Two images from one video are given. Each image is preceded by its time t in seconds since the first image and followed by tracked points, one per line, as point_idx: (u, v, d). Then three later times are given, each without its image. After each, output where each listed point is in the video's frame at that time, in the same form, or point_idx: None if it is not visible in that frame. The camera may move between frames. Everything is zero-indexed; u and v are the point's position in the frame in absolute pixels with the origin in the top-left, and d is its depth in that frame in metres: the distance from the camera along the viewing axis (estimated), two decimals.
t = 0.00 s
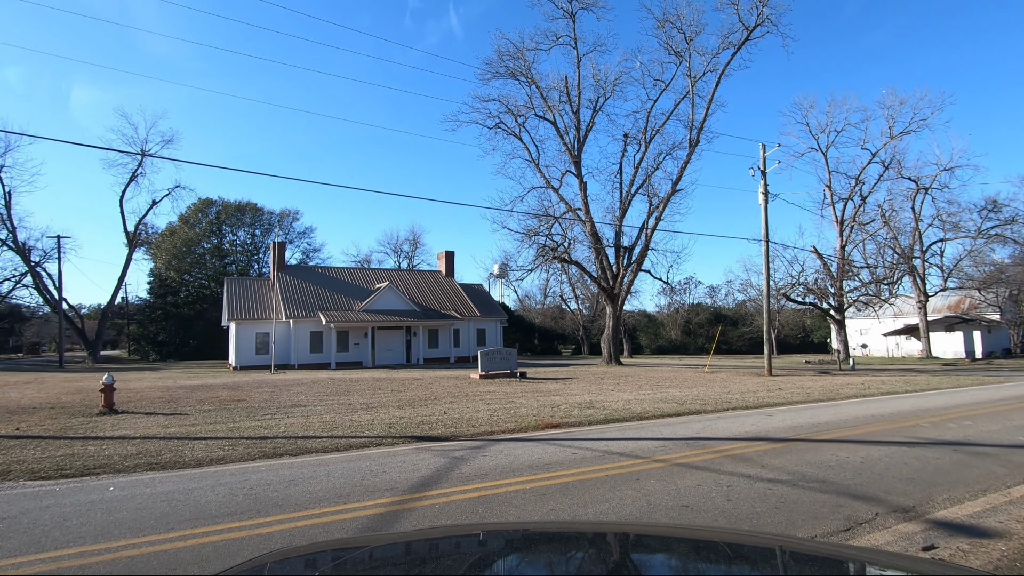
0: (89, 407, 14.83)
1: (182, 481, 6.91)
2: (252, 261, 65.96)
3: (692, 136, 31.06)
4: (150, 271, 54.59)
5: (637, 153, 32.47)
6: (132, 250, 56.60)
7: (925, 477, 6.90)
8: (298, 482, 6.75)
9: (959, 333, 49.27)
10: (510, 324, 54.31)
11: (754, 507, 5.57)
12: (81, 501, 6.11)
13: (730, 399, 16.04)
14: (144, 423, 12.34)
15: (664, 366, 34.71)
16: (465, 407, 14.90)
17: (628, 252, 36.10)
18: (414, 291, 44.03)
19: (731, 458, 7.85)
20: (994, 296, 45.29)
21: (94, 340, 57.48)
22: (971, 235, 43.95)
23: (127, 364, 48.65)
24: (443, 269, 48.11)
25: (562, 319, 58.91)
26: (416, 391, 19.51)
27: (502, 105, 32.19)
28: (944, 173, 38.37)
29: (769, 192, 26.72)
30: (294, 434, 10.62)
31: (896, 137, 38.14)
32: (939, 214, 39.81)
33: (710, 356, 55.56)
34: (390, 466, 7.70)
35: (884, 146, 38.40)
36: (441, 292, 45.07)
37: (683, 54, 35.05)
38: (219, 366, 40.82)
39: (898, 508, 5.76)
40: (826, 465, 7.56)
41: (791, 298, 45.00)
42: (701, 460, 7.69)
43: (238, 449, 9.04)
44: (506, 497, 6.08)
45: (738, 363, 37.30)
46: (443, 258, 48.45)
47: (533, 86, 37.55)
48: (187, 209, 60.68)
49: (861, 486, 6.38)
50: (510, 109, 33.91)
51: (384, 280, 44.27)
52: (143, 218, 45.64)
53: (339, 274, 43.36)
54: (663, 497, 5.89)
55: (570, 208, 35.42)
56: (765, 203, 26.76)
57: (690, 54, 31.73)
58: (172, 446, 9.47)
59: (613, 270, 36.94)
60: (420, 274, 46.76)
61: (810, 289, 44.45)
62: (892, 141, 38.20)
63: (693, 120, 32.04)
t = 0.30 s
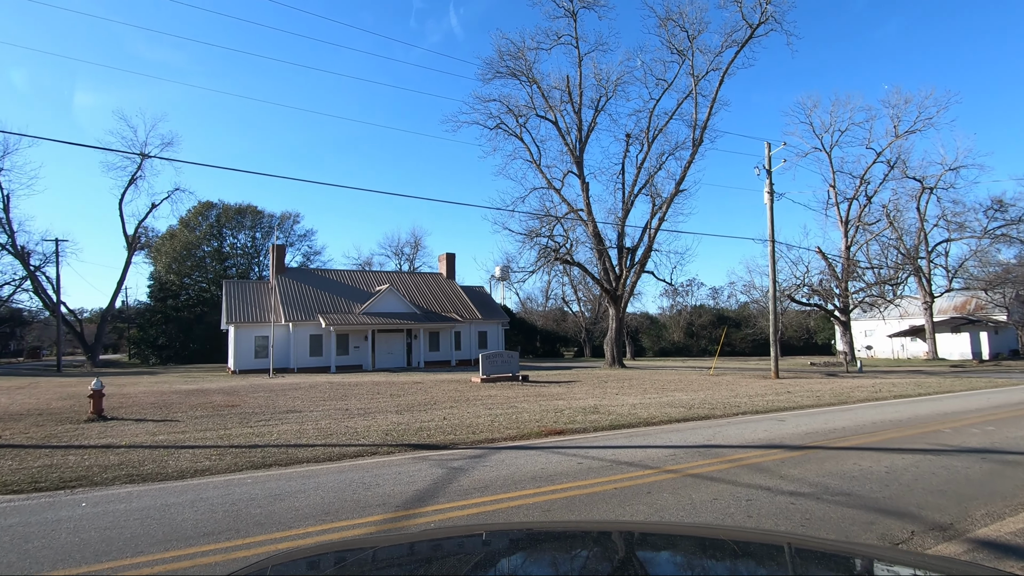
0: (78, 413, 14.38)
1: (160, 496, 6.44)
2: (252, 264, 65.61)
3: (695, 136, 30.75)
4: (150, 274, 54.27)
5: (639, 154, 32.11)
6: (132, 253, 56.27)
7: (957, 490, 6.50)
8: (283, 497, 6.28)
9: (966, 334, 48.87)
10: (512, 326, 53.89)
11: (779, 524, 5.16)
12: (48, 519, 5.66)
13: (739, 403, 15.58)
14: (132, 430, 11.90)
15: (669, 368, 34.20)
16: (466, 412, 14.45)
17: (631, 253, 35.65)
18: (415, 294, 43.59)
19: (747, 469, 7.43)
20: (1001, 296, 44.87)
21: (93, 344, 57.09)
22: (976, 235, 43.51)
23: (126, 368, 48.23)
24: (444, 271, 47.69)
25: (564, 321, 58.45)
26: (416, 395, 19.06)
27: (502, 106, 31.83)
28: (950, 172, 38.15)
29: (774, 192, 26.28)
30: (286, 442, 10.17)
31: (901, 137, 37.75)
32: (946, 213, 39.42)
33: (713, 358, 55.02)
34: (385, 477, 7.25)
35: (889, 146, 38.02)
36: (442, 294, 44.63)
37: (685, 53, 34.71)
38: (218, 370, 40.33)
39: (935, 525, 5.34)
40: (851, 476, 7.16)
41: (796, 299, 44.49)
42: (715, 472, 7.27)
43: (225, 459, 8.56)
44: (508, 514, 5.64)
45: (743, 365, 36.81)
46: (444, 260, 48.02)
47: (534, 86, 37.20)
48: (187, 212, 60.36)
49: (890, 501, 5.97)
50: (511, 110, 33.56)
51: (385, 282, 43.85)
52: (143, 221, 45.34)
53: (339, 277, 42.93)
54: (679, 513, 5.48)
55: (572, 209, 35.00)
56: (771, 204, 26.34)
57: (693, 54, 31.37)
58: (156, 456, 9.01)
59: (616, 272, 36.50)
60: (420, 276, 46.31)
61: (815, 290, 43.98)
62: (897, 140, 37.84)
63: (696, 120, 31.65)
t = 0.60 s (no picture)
0: (63, 416, 13.86)
1: (130, 509, 5.92)
2: (252, 265, 65.12)
3: (700, 135, 30.27)
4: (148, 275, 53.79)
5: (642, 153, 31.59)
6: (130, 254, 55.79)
7: (998, 506, 6.01)
8: (262, 512, 5.74)
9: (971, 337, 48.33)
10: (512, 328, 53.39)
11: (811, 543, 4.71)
12: (2, 535, 5.12)
13: (748, 407, 15.03)
14: (115, 434, 11.36)
15: (672, 371, 33.63)
16: (465, 416, 13.91)
17: (634, 253, 35.09)
18: (415, 294, 43.05)
19: (768, 481, 6.90)
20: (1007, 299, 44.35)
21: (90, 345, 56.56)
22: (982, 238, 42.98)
23: (122, 369, 47.68)
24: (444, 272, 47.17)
25: (565, 323, 57.89)
26: (414, 398, 18.54)
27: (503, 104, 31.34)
28: (956, 173, 37.61)
29: (780, 191, 25.76)
30: (274, 448, 9.63)
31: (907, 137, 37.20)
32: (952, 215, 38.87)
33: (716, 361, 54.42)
34: (376, 488, 6.72)
35: (895, 146, 37.49)
36: (442, 295, 44.09)
37: (690, 51, 34.23)
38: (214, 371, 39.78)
39: (982, 548, 4.85)
40: (880, 489, 6.65)
41: (799, 301, 43.93)
42: (734, 484, 6.75)
43: (206, 466, 8.01)
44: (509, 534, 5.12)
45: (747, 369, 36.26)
46: (444, 261, 47.47)
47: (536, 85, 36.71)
48: (186, 212, 59.92)
49: (928, 519, 5.49)
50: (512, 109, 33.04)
51: (384, 283, 43.31)
52: (140, 221, 44.87)
53: (338, 278, 42.40)
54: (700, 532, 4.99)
55: (574, 209, 34.47)
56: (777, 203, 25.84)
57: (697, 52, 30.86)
58: (133, 462, 8.45)
59: (618, 273, 35.95)
60: (420, 277, 45.77)
61: (819, 292, 43.41)
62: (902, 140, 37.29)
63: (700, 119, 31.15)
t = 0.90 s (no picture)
0: (36, 416, 13.19)
1: (78, 523, 5.28)
2: (247, 263, 64.39)
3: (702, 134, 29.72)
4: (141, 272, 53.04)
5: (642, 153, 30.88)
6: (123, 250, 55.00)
7: None
8: (225, 529, 5.10)
9: (971, 342, 47.91)
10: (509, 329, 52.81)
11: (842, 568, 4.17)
12: None
13: (753, 412, 14.44)
14: (87, 436, 10.72)
15: (672, 374, 33.04)
16: (459, 420, 13.28)
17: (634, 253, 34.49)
18: (411, 294, 42.40)
19: (786, 495, 6.30)
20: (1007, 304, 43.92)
21: (81, 343, 55.70)
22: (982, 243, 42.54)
23: (112, 368, 46.89)
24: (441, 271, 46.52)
25: (563, 325, 57.28)
26: (407, 399, 17.90)
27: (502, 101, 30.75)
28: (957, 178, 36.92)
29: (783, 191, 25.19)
30: (252, 453, 8.99)
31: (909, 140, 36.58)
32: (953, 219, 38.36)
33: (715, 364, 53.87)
34: (356, 501, 6.09)
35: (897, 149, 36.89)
36: (439, 295, 43.45)
37: (692, 50, 33.72)
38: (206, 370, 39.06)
39: None
40: (909, 506, 6.08)
41: (799, 304, 43.39)
42: (750, 499, 6.15)
43: (174, 474, 7.37)
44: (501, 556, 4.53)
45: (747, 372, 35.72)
46: (441, 261, 46.82)
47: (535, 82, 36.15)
48: (181, 209, 59.20)
49: (968, 541, 4.94)
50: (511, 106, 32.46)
51: (380, 282, 42.64)
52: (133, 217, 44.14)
53: (333, 276, 41.72)
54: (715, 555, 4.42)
55: (574, 208, 33.89)
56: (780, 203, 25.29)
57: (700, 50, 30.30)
58: (95, 469, 7.79)
59: (618, 274, 35.35)
60: (417, 276, 45.11)
61: (819, 295, 42.88)
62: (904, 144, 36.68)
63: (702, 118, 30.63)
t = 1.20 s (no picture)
0: None
1: None
2: (236, 264, 63.30)
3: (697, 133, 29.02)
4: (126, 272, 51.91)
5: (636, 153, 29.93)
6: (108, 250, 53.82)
7: None
8: (139, 567, 4.29)
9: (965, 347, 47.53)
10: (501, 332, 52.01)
11: None
12: None
13: (752, 420, 13.69)
14: (32, 446, 9.85)
15: (665, 378, 32.33)
16: (441, 427, 12.46)
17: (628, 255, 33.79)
18: (400, 295, 41.52)
19: (797, 521, 5.55)
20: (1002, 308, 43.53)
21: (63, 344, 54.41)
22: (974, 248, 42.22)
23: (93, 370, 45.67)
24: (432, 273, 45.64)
25: (555, 328, 56.53)
26: (390, 405, 17.06)
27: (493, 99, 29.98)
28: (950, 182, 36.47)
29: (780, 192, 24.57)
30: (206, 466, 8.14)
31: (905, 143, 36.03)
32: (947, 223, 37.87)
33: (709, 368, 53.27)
34: (307, 529, 5.27)
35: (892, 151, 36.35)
36: (429, 297, 42.58)
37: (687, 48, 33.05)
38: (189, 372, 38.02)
39: None
40: (937, 533, 5.35)
41: (794, 308, 42.82)
42: (757, 525, 5.39)
43: (108, 493, 6.51)
44: None
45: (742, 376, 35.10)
46: (432, 262, 45.95)
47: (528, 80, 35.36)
48: (168, 208, 58.08)
49: None
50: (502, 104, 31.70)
51: (369, 283, 41.74)
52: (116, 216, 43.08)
53: (321, 277, 40.79)
54: None
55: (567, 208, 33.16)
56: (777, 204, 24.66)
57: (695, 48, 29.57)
58: (23, 487, 6.92)
59: (611, 276, 34.65)
60: (407, 278, 44.24)
61: (813, 299, 42.37)
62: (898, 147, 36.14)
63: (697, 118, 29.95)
